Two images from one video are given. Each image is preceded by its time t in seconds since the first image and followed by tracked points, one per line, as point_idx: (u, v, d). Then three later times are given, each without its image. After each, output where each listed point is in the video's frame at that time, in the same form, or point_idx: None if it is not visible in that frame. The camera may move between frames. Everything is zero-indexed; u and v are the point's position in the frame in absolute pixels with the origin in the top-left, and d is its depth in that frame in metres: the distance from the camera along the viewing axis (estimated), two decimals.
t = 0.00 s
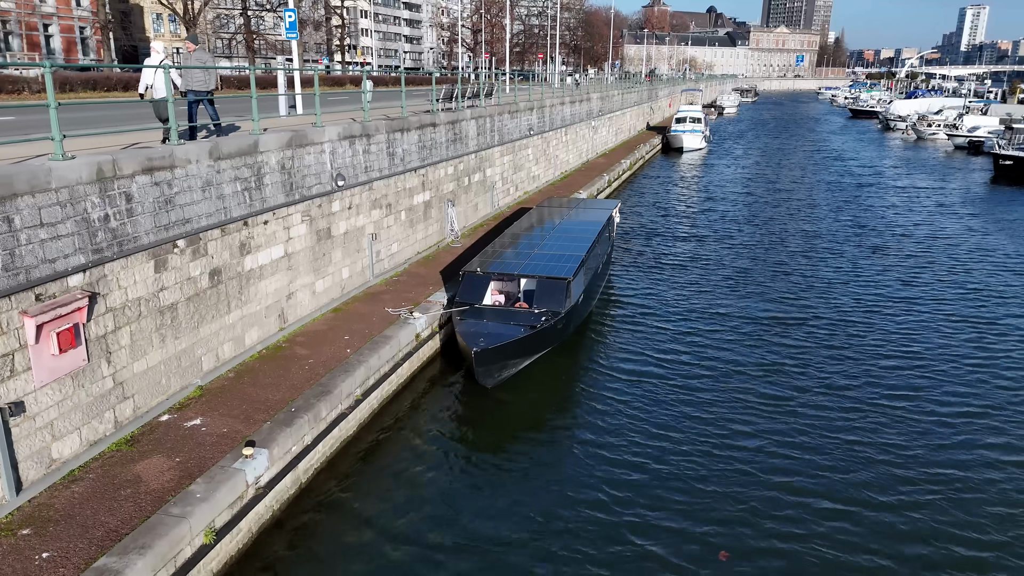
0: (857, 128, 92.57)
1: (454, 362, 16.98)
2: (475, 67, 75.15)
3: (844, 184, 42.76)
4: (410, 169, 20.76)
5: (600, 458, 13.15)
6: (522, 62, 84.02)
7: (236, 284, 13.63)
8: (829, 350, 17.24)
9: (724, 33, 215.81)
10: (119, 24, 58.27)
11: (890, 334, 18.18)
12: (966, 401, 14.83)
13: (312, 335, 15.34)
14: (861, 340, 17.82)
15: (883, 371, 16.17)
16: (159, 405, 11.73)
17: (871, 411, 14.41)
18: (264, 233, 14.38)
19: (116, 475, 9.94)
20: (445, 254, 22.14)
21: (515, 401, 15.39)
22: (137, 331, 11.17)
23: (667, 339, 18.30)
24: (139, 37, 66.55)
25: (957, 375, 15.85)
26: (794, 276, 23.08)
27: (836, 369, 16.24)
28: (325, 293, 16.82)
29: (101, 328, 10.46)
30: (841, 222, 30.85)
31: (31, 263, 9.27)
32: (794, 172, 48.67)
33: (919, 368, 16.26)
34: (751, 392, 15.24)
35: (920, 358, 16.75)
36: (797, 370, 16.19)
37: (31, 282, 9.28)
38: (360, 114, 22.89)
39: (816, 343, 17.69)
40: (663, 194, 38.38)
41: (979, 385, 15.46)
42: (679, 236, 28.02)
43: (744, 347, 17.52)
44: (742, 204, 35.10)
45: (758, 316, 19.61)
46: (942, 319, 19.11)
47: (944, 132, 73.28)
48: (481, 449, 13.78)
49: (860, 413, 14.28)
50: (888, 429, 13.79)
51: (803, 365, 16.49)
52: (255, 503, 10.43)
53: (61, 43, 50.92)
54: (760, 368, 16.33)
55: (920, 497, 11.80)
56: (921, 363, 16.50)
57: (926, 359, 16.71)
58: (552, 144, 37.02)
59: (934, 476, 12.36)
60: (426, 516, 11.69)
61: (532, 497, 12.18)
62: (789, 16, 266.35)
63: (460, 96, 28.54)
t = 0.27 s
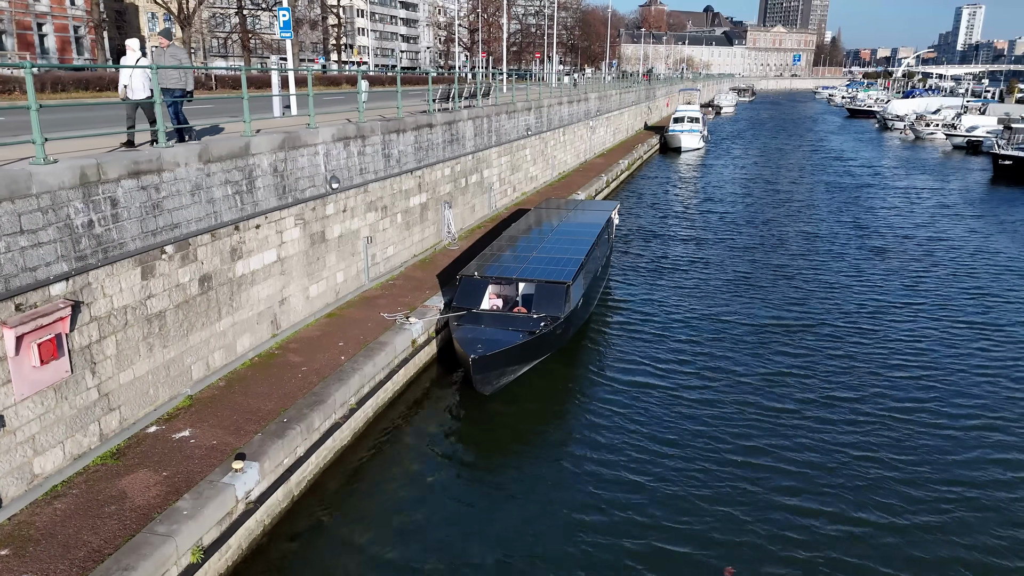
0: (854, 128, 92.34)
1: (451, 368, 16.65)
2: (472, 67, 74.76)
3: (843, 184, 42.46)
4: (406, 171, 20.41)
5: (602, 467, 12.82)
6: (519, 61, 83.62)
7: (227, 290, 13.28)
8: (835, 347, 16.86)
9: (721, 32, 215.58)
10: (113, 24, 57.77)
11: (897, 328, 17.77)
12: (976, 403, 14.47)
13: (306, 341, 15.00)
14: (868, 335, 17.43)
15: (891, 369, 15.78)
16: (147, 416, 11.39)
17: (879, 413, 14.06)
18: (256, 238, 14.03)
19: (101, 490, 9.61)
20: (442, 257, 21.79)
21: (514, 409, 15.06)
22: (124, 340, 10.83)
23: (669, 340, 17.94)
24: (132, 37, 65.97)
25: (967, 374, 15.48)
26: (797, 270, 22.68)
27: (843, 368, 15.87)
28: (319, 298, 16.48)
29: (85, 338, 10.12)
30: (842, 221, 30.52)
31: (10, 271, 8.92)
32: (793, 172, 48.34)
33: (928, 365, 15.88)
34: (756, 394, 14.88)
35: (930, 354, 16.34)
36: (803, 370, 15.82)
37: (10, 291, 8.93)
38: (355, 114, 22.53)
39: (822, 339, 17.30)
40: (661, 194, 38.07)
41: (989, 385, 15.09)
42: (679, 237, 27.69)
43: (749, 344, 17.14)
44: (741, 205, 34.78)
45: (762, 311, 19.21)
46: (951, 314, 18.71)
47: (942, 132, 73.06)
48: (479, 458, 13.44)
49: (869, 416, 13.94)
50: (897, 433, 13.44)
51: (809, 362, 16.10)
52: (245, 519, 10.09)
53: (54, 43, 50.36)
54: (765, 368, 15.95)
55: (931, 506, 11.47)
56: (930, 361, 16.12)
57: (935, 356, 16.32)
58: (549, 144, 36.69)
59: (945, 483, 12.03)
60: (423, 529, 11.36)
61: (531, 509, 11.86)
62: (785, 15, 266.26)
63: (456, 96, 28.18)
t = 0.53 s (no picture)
0: (852, 127, 92.06)
1: (449, 373, 16.31)
2: (469, 66, 74.38)
3: (843, 183, 42.13)
4: (402, 172, 20.06)
5: (603, 478, 12.49)
6: (517, 60, 83.23)
7: (218, 296, 12.93)
8: (840, 352, 16.54)
9: (718, 31, 215.33)
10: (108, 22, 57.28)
11: (902, 333, 17.47)
12: (985, 410, 14.15)
13: (300, 347, 14.66)
14: (873, 340, 17.11)
15: (898, 375, 15.46)
16: (136, 427, 11.06)
17: (886, 421, 13.74)
18: (249, 242, 13.69)
19: (85, 506, 9.28)
20: (439, 259, 21.45)
21: (512, 416, 14.71)
22: (111, 349, 10.50)
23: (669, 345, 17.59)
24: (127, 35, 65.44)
25: (975, 381, 15.17)
26: (799, 271, 22.35)
27: (848, 373, 15.55)
28: (313, 302, 16.13)
29: (70, 347, 9.79)
30: (843, 220, 30.17)
31: None
32: (792, 172, 48.03)
33: (934, 372, 15.56)
34: (759, 402, 14.57)
35: (936, 361, 16.03)
36: (808, 375, 15.50)
37: None
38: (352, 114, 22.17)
39: (826, 344, 16.99)
40: (660, 195, 37.75)
41: (998, 392, 14.78)
42: (679, 238, 27.36)
43: (752, 351, 16.82)
44: (741, 205, 34.45)
45: (765, 314, 18.88)
46: (956, 318, 18.40)
47: (941, 131, 72.76)
48: (477, 468, 13.12)
49: (875, 425, 13.62)
50: (905, 441, 13.12)
51: (814, 368, 15.79)
52: (235, 534, 9.75)
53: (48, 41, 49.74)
54: (768, 374, 15.63)
55: (942, 518, 11.15)
56: (936, 367, 15.80)
57: (942, 361, 16.00)
58: (548, 144, 36.36)
59: (956, 494, 11.71)
60: (419, 542, 11.02)
61: (531, 521, 11.53)
62: (783, 14, 266.06)
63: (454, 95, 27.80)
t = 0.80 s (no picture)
0: (852, 125, 91.70)
1: (446, 378, 15.98)
2: (467, 64, 73.91)
3: (843, 182, 41.77)
4: (398, 172, 19.71)
5: (604, 487, 12.16)
6: (515, 58, 82.76)
7: (209, 301, 12.60)
8: (845, 357, 16.23)
9: (717, 29, 214.83)
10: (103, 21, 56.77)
11: (908, 337, 17.16)
12: (994, 416, 13.84)
13: (293, 352, 14.33)
14: (878, 345, 16.80)
15: (904, 381, 15.15)
16: (122, 437, 10.73)
17: (893, 429, 13.44)
18: (240, 245, 13.35)
19: (67, 522, 8.95)
20: (436, 261, 21.11)
21: (510, 422, 14.39)
22: (96, 358, 10.17)
23: (671, 347, 17.26)
24: (122, 33, 64.91)
25: (982, 387, 14.86)
26: (801, 273, 22.03)
27: (853, 379, 15.24)
28: (307, 306, 15.79)
29: (53, 357, 9.46)
30: (845, 219, 29.82)
31: None
32: (791, 171, 47.70)
33: (941, 377, 15.25)
34: (763, 409, 14.25)
35: (943, 366, 15.73)
36: (812, 380, 15.18)
37: None
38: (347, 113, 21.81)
39: (830, 348, 16.68)
40: (659, 194, 37.43)
41: (1006, 398, 14.46)
42: (679, 238, 27.03)
43: (754, 355, 16.50)
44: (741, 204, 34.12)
45: (767, 318, 18.56)
46: (962, 322, 18.09)
47: (941, 129, 72.40)
48: (474, 477, 12.80)
49: (882, 432, 13.31)
50: (913, 449, 12.80)
51: (818, 374, 15.48)
52: (224, 550, 9.42)
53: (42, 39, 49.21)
54: (772, 380, 15.32)
55: (952, 529, 10.84)
56: (943, 372, 15.49)
57: (949, 367, 15.70)
58: (546, 143, 36.02)
59: (967, 504, 11.39)
60: (414, 556, 10.70)
61: (530, 533, 11.21)
62: (781, 12, 265.59)
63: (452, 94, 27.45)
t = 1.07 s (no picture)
0: (852, 118, 91.21)
1: (442, 380, 15.67)
2: (465, 57, 73.30)
3: (844, 176, 41.39)
4: (394, 168, 19.35)
5: (604, 495, 11.88)
6: (513, 51, 82.15)
7: (198, 302, 12.26)
8: (850, 359, 15.91)
9: (716, 21, 213.84)
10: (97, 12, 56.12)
11: (913, 339, 16.85)
12: (1001, 421, 13.58)
13: (286, 354, 13.99)
14: (883, 346, 16.50)
15: (911, 384, 14.86)
16: (108, 444, 10.41)
17: (899, 434, 13.16)
18: (231, 244, 13.00)
19: (48, 535, 8.64)
20: (433, 258, 20.78)
21: (509, 424, 14.07)
22: (79, 363, 9.85)
23: (672, 347, 16.96)
24: (116, 25, 64.25)
25: (989, 391, 14.59)
26: (803, 271, 21.72)
27: (858, 382, 14.94)
28: (301, 306, 15.46)
29: (33, 364, 9.14)
30: (847, 214, 29.47)
31: None
32: (791, 165, 47.29)
33: (948, 381, 14.94)
34: (767, 413, 13.95)
35: (950, 369, 15.42)
36: (815, 383, 14.90)
37: None
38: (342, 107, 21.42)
39: (834, 350, 16.36)
40: (659, 189, 37.07)
41: (1013, 402, 14.20)
42: (679, 234, 26.71)
43: (757, 357, 16.19)
44: (741, 199, 33.77)
45: (770, 317, 18.26)
46: (967, 322, 17.80)
47: (942, 121, 71.91)
48: (472, 481, 12.48)
49: (889, 438, 13.02)
50: (921, 457, 12.51)
51: (823, 377, 15.17)
52: (212, 563, 9.12)
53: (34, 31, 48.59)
54: (776, 384, 15.00)
55: (960, 541, 10.59)
56: (950, 375, 15.20)
57: (955, 370, 15.40)
58: (544, 137, 35.61)
59: (977, 515, 11.11)
60: (410, 566, 10.39)
61: (529, 541, 10.91)
62: (780, 4, 264.46)
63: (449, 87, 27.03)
